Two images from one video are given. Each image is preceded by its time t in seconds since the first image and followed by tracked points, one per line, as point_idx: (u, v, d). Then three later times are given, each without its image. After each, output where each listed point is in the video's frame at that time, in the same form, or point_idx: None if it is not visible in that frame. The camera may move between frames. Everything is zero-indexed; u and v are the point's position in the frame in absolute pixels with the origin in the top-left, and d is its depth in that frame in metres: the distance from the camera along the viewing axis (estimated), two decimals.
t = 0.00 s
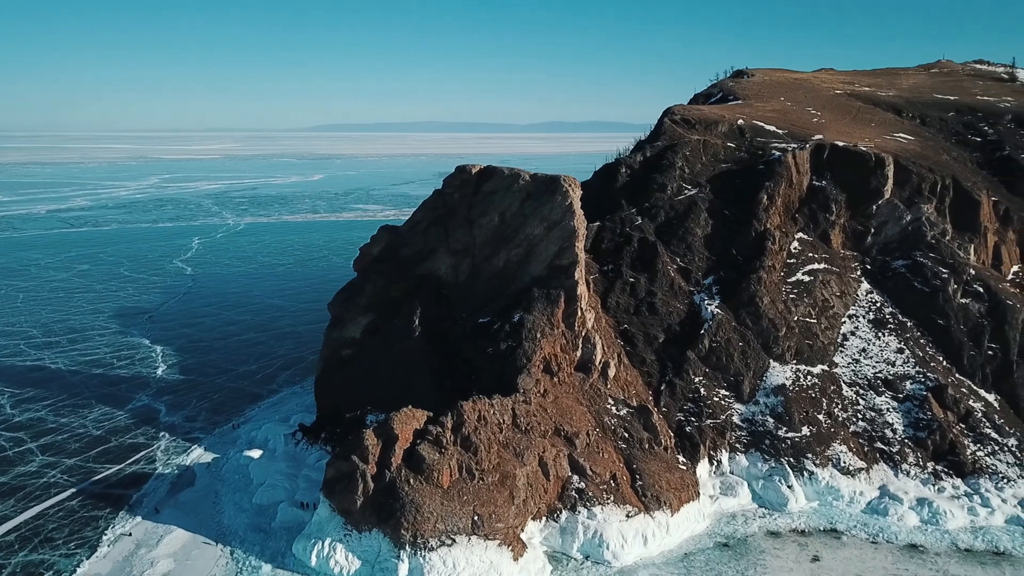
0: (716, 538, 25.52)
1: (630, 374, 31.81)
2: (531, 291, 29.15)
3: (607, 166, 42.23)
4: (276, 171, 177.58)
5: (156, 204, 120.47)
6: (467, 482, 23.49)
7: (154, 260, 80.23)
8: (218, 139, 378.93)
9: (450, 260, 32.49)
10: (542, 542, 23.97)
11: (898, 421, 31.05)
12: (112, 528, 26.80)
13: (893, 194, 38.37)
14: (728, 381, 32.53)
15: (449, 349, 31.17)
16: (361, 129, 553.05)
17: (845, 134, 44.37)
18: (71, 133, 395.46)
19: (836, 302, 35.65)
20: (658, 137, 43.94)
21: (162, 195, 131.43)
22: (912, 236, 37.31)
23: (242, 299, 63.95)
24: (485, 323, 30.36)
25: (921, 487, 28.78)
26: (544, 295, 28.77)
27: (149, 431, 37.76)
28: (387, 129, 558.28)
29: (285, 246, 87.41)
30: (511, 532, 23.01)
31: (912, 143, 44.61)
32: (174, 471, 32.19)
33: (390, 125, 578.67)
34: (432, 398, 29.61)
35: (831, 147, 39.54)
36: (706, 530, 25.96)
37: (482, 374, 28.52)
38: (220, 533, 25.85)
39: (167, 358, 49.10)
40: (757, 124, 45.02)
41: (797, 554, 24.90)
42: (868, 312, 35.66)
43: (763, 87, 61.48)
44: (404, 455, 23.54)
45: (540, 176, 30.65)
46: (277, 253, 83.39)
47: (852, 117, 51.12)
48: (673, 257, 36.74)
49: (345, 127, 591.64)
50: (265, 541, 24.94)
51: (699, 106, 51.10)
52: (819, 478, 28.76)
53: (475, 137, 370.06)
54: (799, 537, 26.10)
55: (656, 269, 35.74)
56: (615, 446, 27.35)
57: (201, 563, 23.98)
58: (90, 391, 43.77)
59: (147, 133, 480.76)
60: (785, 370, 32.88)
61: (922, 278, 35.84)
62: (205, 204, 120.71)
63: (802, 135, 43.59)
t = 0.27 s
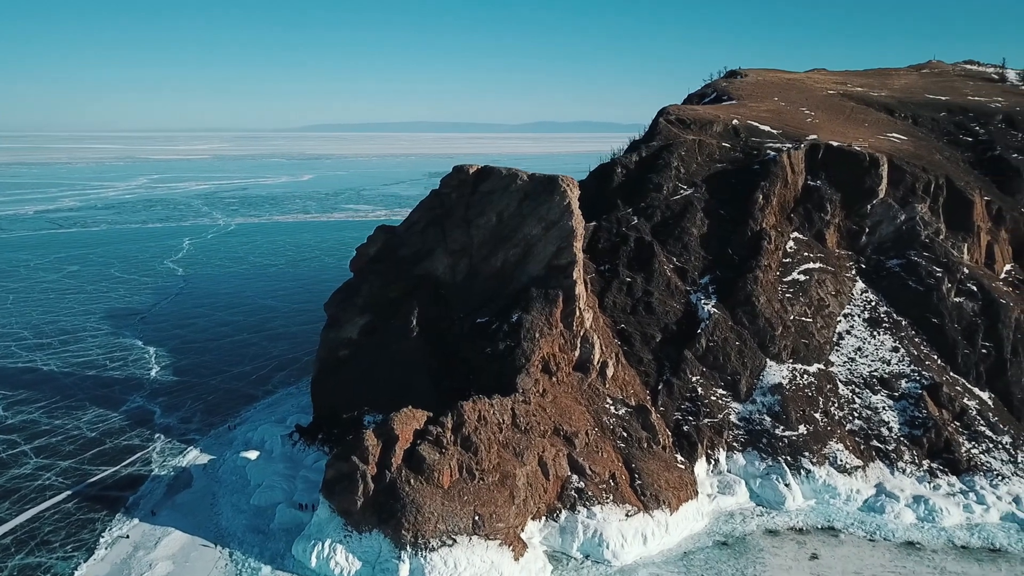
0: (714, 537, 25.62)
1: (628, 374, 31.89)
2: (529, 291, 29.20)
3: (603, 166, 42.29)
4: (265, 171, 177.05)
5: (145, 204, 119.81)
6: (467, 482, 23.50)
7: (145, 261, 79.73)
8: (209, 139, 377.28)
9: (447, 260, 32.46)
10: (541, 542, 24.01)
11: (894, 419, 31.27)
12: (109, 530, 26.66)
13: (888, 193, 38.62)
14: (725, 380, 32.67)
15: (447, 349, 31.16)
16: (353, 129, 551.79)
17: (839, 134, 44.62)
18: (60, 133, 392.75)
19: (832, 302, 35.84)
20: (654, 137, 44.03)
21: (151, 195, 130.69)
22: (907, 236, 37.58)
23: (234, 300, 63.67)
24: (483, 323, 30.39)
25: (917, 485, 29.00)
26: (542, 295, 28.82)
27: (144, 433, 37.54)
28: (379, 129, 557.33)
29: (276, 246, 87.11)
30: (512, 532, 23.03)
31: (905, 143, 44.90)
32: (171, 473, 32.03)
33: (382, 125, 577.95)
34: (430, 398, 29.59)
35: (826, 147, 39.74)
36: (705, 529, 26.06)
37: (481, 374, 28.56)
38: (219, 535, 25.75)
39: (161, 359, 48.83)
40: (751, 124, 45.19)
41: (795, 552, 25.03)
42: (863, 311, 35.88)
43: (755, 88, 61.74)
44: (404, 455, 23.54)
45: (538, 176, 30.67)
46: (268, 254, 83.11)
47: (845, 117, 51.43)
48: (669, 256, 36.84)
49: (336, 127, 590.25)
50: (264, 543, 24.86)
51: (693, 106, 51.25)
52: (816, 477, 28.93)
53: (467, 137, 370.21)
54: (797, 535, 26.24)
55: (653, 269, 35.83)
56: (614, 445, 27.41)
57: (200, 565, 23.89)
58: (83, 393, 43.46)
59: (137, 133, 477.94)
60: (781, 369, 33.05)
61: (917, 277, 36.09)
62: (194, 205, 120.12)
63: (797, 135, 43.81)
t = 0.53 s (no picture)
0: (714, 535, 25.71)
1: (626, 373, 31.95)
2: (529, 291, 29.24)
3: (600, 166, 42.35)
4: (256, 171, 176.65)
5: (135, 204, 119.23)
6: (469, 482, 23.51)
7: (137, 261, 79.32)
8: (201, 139, 375.83)
9: (446, 260, 32.41)
10: (542, 541, 24.04)
11: (891, 417, 31.46)
12: (108, 532, 26.54)
13: (883, 193, 38.84)
14: (723, 379, 32.78)
15: (446, 349, 31.15)
16: (346, 129, 550.66)
17: (834, 134, 44.83)
18: (50, 133, 390.36)
19: (828, 301, 36.00)
20: (650, 137, 44.13)
21: (142, 195, 129.99)
22: (902, 235, 37.81)
23: (228, 301, 63.44)
24: (482, 323, 30.38)
25: (914, 483, 29.20)
26: (541, 295, 28.87)
27: (140, 434, 37.37)
28: (372, 129, 556.41)
29: (269, 247, 86.90)
30: (514, 531, 23.06)
31: (900, 143, 45.14)
32: (168, 475, 31.91)
33: (375, 125, 576.99)
34: (429, 398, 29.55)
35: (822, 147, 39.92)
36: (705, 528, 26.14)
37: (481, 374, 28.59)
38: (218, 536, 25.69)
39: (156, 360, 48.60)
40: (747, 124, 45.34)
41: (795, 550, 25.15)
42: (860, 310, 36.07)
43: (749, 87, 61.96)
44: (406, 456, 23.56)
45: (537, 175, 30.69)
46: (261, 254, 82.87)
47: (839, 117, 51.69)
48: (667, 256, 36.92)
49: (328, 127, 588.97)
50: (264, 544, 24.84)
51: (688, 106, 51.39)
52: (814, 475, 29.08)
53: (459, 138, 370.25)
54: (796, 533, 26.36)
55: (650, 269, 35.92)
56: (614, 444, 27.47)
57: (200, 566, 23.84)
58: (78, 394, 43.22)
59: (128, 133, 475.54)
60: (779, 368, 33.21)
61: (912, 276, 36.31)
62: (185, 205, 119.63)
63: (792, 134, 44.02)
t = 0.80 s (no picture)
0: (714, 535, 25.78)
1: (625, 372, 31.99)
2: (528, 291, 29.27)
3: (597, 166, 42.40)
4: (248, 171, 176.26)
5: (127, 205, 118.70)
6: (470, 482, 23.52)
7: (130, 262, 78.95)
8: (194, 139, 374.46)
9: (444, 261, 32.38)
10: (543, 541, 24.06)
11: (889, 416, 31.62)
12: (107, 534, 26.44)
13: (879, 193, 39.01)
14: (721, 378, 32.87)
15: (445, 349, 31.13)
16: (341, 129, 549.48)
17: (830, 134, 45.01)
18: (33, 133, 389.66)
19: (825, 300, 36.13)
20: (647, 137, 44.21)
21: (134, 196, 129.38)
22: (899, 234, 37.99)
23: (222, 301, 63.23)
24: (481, 323, 30.40)
25: (912, 481, 29.35)
26: (541, 295, 28.92)
27: (137, 435, 37.23)
28: (366, 128, 555.43)
29: (263, 247, 86.65)
30: (515, 531, 23.08)
31: (896, 144, 45.34)
32: (166, 476, 31.80)
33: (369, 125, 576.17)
34: (428, 398, 29.53)
35: (818, 147, 40.06)
36: (705, 527, 26.21)
37: (480, 374, 28.61)
38: (218, 537, 25.63)
39: (151, 361, 48.41)
40: (743, 124, 45.47)
41: (795, 549, 25.24)
42: (857, 309, 36.21)
43: (743, 87, 62.13)
44: (407, 456, 23.57)
45: (536, 175, 30.72)
46: (255, 255, 82.64)
47: (834, 117, 51.87)
48: (664, 256, 36.98)
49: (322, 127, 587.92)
50: (264, 545, 24.80)
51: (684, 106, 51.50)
52: (813, 474, 29.19)
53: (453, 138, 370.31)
54: (796, 532, 26.46)
55: (648, 268, 35.98)
56: (613, 444, 27.52)
57: (200, 568, 23.80)
58: (73, 396, 43.01)
59: (121, 133, 473.39)
60: (777, 367, 33.34)
61: (909, 276, 36.49)
62: (178, 206, 119.17)
63: (788, 134, 44.18)
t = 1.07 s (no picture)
0: (715, 533, 25.86)
1: (624, 372, 32.04)
2: (528, 291, 29.30)
3: (594, 166, 42.45)
4: (240, 172, 175.88)
5: (118, 205, 118.09)
6: (472, 482, 23.56)
7: (123, 263, 78.52)
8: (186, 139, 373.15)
9: (444, 261, 32.35)
10: (544, 541, 24.11)
11: (886, 415, 31.80)
12: (106, 536, 26.38)
13: (876, 192, 39.20)
14: (720, 378, 32.98)
15: (444, 349, 31.11)
16: (334, 129, 548.30)
17: (826, 134, 45.20)
18: (23, 133, 388.02)
19: (823, 300, 36.28)
20: (644, 137, 44.28)
21: (125, 196, 128.71)
22: (895, 234, 38.20)
23: (216, 302, 62.99)
24: (480, 323, 30.40)
25: (910, 479, 29.53)
26: (541, 295, 28.95)
27: (134, 437, 37.06)
28: (360, 128, 554.49)
29: (256, 248, 86.40)
30: (517, 531, 23.11)
31: (892, 144, 45.57)
32: (164, 477, 31.69)
33: (362, 125, 575.30)
34: (428, 399, 29.51)
35: (815, 147, 40.20)
36: (705, 526, 26.29)
37: (481, 374, 28.63)
38: (218, 539, 25.57)
39: (147, 363, 48.20)
40: (740, 124, 45.61)
41: (795, 547, 25.35)
42: (854, 309, 36.37)
43: (738, 87, 62.36)
44: (408, 456, 23.58)
45: (536, 176, 30.74)
46: (248, 255, 82.40)
47: (829, 117, 52.11)
48: (663, 255, 37.06)
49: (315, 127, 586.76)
50: (265, 547, 24.76)
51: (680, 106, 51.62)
52: (812, 473, 29.31)
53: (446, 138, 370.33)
54: (795, 530, 26.59)
55: (646, 268, 36.05)
56: (614, 444, 27.57)
57: (201, 570, 23.76)
58: (69, 397, 42.77)
59: (112, 133, 471.03)
60: (775, 366, 33.48)
61: (905, 275, 36.69)
62: (169, 206, 118.66)
63: (784, 135, 44.36)
